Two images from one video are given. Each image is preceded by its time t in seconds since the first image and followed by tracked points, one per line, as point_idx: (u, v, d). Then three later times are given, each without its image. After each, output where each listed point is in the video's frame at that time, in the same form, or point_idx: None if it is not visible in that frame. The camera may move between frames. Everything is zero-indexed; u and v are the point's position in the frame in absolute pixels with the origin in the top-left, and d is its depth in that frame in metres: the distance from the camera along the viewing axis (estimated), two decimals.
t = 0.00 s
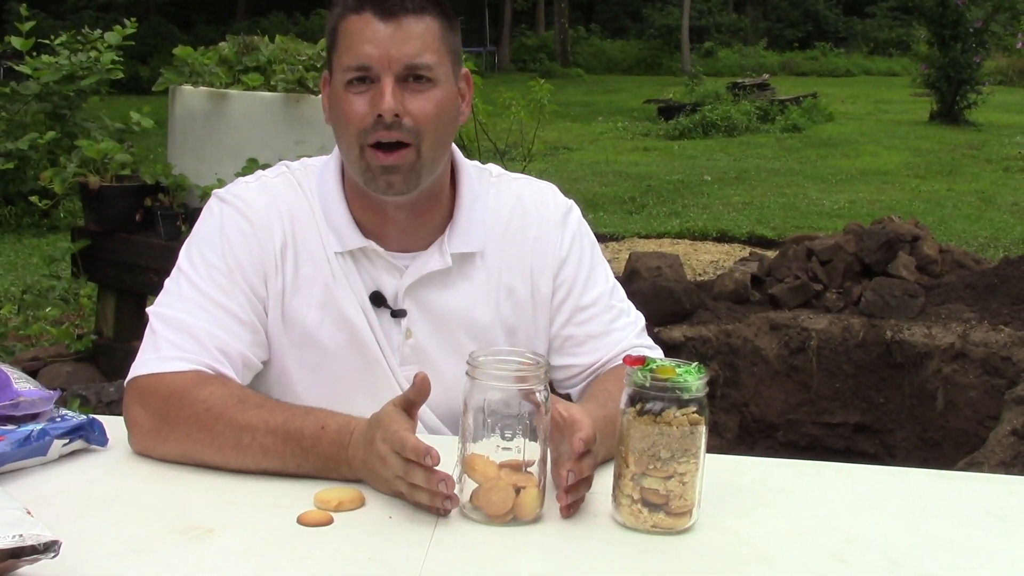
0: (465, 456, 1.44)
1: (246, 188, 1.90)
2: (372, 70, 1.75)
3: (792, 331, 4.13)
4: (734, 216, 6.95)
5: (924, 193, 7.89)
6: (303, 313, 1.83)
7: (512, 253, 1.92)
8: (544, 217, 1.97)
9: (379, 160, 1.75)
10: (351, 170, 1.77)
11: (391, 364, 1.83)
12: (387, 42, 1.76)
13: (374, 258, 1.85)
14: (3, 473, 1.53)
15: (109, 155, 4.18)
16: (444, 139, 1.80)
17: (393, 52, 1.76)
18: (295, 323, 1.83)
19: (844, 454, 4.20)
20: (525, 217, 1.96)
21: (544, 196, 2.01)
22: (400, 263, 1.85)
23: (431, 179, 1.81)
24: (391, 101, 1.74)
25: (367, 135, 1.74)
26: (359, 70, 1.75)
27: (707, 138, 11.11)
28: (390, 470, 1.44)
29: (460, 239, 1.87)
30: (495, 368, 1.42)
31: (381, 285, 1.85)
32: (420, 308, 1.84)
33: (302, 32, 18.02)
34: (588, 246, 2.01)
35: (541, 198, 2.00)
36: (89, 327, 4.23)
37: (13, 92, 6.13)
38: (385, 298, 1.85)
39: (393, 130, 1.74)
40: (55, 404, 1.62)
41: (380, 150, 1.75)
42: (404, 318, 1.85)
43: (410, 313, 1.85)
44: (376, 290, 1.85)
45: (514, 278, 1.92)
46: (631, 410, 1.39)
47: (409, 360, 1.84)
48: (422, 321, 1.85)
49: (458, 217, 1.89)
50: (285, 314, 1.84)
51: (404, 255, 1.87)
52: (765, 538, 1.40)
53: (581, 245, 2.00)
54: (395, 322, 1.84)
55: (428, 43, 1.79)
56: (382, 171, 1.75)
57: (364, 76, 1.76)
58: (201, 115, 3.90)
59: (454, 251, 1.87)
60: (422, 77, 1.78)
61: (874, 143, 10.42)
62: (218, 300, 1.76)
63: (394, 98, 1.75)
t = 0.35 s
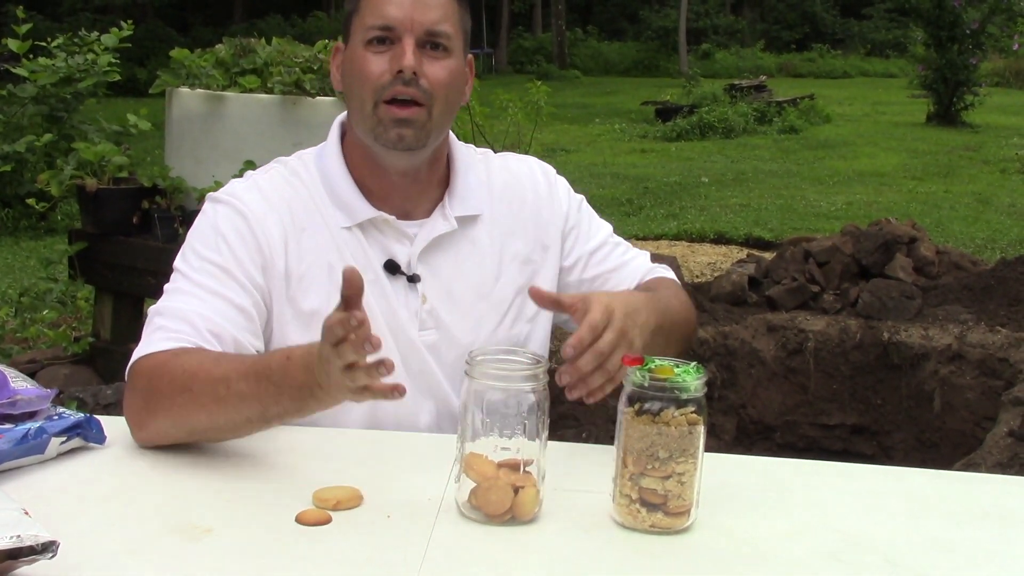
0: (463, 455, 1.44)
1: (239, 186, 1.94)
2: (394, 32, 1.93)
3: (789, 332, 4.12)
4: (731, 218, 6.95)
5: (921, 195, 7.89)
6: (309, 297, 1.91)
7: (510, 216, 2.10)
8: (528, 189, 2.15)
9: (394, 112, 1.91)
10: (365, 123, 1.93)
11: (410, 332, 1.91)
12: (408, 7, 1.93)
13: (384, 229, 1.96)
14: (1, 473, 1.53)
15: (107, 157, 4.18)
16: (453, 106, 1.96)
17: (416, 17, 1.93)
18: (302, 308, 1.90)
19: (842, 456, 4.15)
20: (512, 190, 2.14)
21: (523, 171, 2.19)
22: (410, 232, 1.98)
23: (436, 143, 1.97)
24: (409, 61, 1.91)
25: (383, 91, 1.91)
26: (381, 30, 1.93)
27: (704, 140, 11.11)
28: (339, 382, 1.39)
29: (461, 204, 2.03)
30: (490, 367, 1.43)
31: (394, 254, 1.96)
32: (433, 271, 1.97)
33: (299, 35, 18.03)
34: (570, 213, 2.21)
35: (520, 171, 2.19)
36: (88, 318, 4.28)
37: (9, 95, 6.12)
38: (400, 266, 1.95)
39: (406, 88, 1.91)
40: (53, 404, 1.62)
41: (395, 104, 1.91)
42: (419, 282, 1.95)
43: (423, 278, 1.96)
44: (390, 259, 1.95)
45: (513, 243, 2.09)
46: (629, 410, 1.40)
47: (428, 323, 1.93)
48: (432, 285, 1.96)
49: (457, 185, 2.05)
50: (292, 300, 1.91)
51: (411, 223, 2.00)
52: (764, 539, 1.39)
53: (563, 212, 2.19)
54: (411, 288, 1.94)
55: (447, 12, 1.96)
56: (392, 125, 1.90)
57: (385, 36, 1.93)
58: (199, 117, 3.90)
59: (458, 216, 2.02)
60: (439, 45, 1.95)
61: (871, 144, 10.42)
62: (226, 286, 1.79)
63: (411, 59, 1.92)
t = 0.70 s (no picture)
0: (462, 457, 1.45)
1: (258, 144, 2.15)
2: (467, 69, 2.10)
3: (788, 335, 4.13)
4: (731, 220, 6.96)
5: (920, 198, 7.90)
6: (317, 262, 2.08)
7: (527, 197, 2.33)
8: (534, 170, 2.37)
9: (438, 147, 2.10)
10: (410, 144, 2.12)
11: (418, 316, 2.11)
12: (488, 51, 2.09)
13: (402, 220, 2.16)
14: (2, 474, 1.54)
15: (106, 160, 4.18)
16: (497, 147, 2.14)
17: (491, 62, 2.09)
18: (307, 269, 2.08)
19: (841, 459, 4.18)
20: (520, 177, 2.34)
21: (528, 156, 2.40)
22: (426, 225, 2.17)
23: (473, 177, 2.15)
24: (472, 99, 2.09)
25: (438, 121, 2.10)
26: (454, 62, 2.10)
27: (704, 143, 11.13)
28: (230, 42, 1.57)
29: (479, 205, 2.23)
30: (491, 368, 1.44)
31: (409, 244, 2.15)
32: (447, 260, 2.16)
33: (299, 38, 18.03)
34: (577, 177, 2.40)
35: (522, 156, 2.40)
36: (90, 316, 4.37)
37: (9, 98, 6.14)
38: (414, 256, 2.14)
39: (461, 128, 2.09)
40: (53, 406, 1.63)
41: (443, 140, 2.10)
42: (431, 273, 2.14)
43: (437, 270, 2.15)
44: (405, 248, 2.14)
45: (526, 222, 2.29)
46: (628, 412, 1.40)
47: (440, 313, 2.12)
48: (446, 273, 2.16)
49: (476, 186, 2.25)
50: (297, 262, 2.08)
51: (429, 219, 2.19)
52: (764, 542, 1.39)
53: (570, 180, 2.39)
54: (423, 278, 2.13)
55: (519, 67, 2.12)
56: (437, 158, 2.09)
57: (456, 69, 2.10)
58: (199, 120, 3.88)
59: (476, 214, 2.23)
60: (503, 95, 2.11)
61: (871, 147, 10.43)
62: (229, 184, 2.04)
63: (474, 102, 2.09)
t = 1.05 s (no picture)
0: (456, 461, 1.45)
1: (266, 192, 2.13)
2: (491, 154, 2.02)
3: (784, 338, 4.13)
4: (727, 224, 6.97)
5: (916, 200, 7.91)
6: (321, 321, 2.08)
7: (544, 266, 2.30)
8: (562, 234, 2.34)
9: (457, 229, 2.06)
10: (431, 221, 2.09)
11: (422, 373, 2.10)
12: (513, 140, 2.00)
13: (419, 279, 2.13)
14: None
15: (102, 165, 4.18)
16: (517, 228, 2.09)
17: (515, 149, 2.00)
18: (310, 328, 2.09)
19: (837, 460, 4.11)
20: (547, 240, 2.32)
21: (558, 214, 2.38)
22: (442, 285, 2.14)
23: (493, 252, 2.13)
24: (493, 191, 2.02)
25: (459, 205, 2.05)
26: (478, 145, 2.02)
27: (699, 146, 11.15)
28: (198, 192, 1.59)
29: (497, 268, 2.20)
30: (484, 372, 1.44)
31: (423, 304, 2.14)
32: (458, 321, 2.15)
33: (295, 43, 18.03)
34: (603, 247, 2.39)
35: (554, 217, 2.37)
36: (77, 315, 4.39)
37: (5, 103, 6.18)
38: (425, 316, 2.13)
39: (482, 215, 2.04)
40: (47, 411, 1.63)
41: (462, 224, 2.06)
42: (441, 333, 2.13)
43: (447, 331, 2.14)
44: (417, 307, 2.13)
45: (544, 290, 2.29)
46: (621, 415, 1.41)
47: (446, 373, 2.13)
48: (456, 334, 2.16)
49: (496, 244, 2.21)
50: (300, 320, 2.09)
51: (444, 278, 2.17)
52: (757, 545, 1.40)
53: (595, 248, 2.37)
54: (432, 338, 2.12)
55: (547, 153, 2.03)
56: (455, 242, 2.07)
57: (479, 151, 2.03)
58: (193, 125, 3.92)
59: (493, 277, 2.20)
60: (529, 178, 2.03)
61: (866, 150, 10.45)
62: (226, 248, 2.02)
63: (495, 189, 2.02)
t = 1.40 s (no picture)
0: (460, 460, 1.45)
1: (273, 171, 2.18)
2: (464, 86, 2.06)
3: (787, 337, 4.12)
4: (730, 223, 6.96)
5: (920, 200, 7.90)
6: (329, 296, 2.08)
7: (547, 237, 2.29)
8: (562, 208, 2.33)
9: (451, 170, 2.06)
10: (421, 169, 2.09)
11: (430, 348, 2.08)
12: (483, 68, 2.06)
13: (424, 257, 2.13)
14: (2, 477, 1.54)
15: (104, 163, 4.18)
16: (508, 166, 2.10)
17: (486, 75, 2.06)
18: (317, 300, 2.09)
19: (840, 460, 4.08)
20: (547, 215, 2.31)
21: (559, 191, 2.37)
22: (447, 262, 2.15)
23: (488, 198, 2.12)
24: (472, 120, 2.05)
25: (444, 143, 2.05)
26: (450, 82, 2.06)
27: (702, 145, 11.13)
28: (188, 93, 1.60)
29: (502, 241, 2.20)
30: (487, 372, 1.44)
31: (430, 281, 2.13)
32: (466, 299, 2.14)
33: (298, 41, 18.01)
34: (603, 218, 2.37)
35: (555, 194, 2.36)
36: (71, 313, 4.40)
37: (9, 101, 6.18)
38: (433, 293, 2.12)
39: (468, 147, 2.04)
40: (50, 409, 1.63)
41: (454, 163, 2.05)
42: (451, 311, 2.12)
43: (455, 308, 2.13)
44: (424, 285, 2.12)
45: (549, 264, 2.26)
46: (625, 414, 1.40)
47: (456, 350, 2.10)
48: (465, 312, 2.14)
49: (499, 221, 2.22)
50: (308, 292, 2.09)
51: (449, 256, 2.17)
52: (760, 544, 1.39)
53: (595, 219, 2.35)
54: (441, 316, 2.11)
55: (519, 75, 2.08)
56: (450, 179, 2.05)
57: (455, 87, 2.07)
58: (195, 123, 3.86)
59: (498, 250, 2.20)
60: (508, 105, 2.07)
61: (870, 149, 10.43)
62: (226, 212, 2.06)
63: (475, 119, 2.05)
